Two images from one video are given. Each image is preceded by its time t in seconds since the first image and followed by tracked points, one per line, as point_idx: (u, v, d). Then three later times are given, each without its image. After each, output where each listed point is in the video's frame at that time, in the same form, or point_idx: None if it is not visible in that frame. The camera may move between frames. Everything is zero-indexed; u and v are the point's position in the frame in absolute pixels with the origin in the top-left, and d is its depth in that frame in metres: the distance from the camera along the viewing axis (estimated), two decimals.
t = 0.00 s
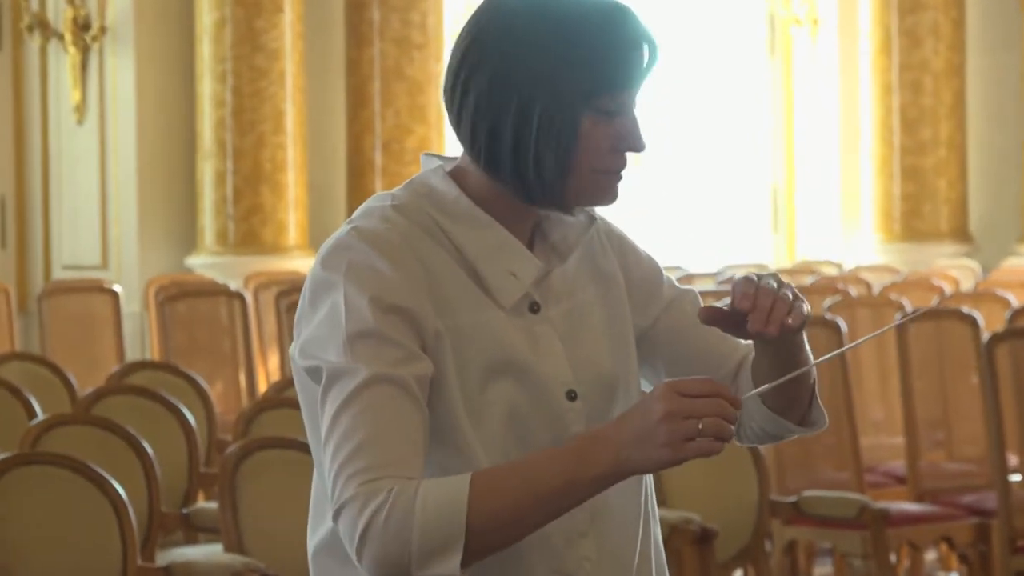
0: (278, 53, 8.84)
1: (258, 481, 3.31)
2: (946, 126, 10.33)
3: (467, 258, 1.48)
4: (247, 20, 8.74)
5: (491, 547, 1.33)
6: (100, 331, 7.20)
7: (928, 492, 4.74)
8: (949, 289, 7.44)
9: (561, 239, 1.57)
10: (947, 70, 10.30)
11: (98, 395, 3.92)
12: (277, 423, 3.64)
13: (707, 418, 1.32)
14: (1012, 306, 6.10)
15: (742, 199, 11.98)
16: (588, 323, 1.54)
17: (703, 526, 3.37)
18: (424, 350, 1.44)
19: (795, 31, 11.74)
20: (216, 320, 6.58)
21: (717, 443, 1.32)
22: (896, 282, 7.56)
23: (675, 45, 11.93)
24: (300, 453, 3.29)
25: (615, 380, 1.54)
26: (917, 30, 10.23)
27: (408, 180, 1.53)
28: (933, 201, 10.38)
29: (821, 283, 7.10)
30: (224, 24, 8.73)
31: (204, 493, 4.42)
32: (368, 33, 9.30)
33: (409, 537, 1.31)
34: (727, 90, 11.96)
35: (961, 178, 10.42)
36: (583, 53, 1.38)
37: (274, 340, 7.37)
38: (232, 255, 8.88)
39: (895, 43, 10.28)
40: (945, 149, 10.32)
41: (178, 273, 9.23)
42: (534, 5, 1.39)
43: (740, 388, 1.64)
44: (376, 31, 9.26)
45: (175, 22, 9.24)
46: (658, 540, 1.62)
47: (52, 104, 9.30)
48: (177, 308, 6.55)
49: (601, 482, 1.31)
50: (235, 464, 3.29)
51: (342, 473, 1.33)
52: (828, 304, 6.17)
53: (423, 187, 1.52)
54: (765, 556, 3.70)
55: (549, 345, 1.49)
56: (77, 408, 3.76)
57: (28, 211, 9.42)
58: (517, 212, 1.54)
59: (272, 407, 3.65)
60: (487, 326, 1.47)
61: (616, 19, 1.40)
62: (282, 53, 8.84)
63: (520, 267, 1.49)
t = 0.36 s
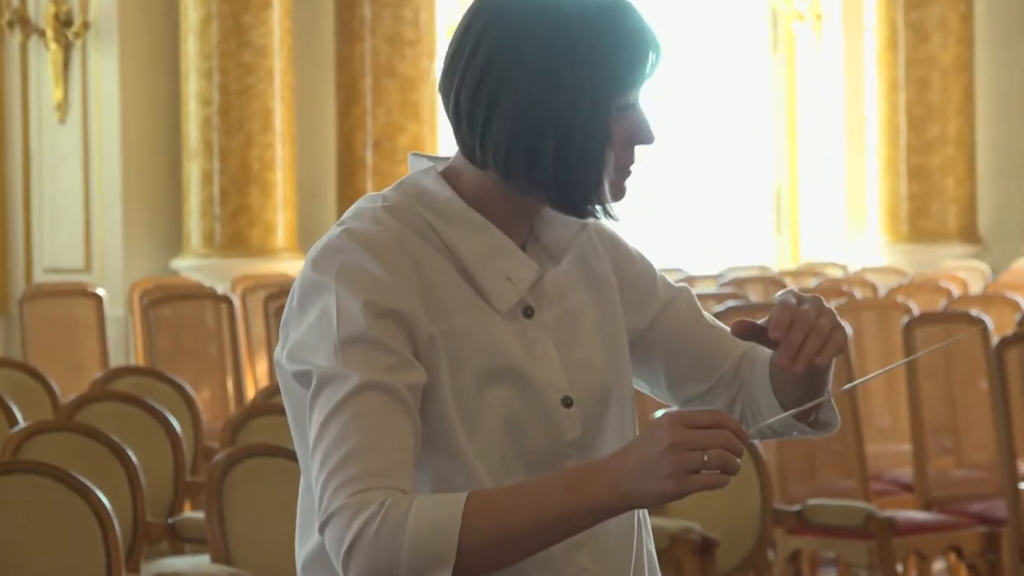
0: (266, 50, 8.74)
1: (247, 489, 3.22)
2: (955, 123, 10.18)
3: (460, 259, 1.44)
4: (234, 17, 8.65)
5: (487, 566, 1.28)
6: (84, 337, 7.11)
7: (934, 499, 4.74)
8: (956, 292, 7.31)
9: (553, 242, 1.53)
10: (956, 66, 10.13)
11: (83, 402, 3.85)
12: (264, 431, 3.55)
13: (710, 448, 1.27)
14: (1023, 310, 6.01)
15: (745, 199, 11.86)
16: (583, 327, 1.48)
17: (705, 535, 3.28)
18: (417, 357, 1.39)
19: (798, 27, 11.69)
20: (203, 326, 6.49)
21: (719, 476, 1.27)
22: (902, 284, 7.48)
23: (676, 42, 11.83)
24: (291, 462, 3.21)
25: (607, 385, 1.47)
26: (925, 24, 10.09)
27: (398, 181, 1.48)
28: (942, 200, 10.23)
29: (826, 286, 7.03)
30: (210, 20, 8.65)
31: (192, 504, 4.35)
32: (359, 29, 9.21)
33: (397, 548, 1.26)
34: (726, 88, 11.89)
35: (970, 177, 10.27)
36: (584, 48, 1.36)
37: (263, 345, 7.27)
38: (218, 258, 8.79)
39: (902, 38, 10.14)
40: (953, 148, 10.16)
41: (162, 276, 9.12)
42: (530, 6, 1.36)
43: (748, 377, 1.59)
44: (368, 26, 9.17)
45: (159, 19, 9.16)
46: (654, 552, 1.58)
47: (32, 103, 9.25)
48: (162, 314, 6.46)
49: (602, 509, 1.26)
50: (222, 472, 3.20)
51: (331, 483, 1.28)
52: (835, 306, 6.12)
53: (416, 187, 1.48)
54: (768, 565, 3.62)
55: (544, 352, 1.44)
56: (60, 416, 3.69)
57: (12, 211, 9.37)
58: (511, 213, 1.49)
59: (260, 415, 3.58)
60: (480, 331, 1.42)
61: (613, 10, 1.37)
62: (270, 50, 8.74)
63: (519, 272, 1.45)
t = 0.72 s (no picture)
0: (256, 43, 8.65)
1: (236, 495, 3.13)
2: (965, 118, 9.98)
3: (459, 252, 1.35)
4: (223, 10, 8.55)
5: (486, 562, 1.19)
6: (70, 339, 7.00)
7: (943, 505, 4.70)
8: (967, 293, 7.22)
9: (552, 238, 1.45)
10: (965, 60, 9.95)
11: (67, 408, 3.76)
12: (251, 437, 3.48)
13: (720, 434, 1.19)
14: None
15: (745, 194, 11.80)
16: (583, 323, 1.40)
17: (709, 545, 3.20)
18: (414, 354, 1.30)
19: (804, 20, 11.64)
20: (189, 328, 6.40)
21: (730, 463, 1.19)
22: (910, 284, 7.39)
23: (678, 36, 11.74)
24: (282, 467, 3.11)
25: (608, 382, 1.40)
26: (933, 17, 9.92)
27: (394, 178, 1.39)
28: (951, 199, 10.04)
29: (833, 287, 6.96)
30: (197, 14, 8.54)
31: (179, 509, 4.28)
32: (351, 22, 9.11)
33: (395, 543, 1.17)
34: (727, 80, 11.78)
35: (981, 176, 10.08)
36: (579, 39, 1.30)
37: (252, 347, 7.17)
38: (208, 258, 8.70)
39: (910, 33, 9.97)
40: (963, 145, 9.98)
41: (149, 276, 9.03)
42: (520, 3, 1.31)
43: (770, 338, 1.57)
44: (360, 19, 9.06)
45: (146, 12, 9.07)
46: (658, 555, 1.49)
47: (15, 99, 9.21)
48: (148, 316, 6.36)
49: (601, 503, 1.18)
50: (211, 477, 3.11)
51: (327, 480, 1.19)
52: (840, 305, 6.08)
53: (412, 182, 1.39)
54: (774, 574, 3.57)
55: (547, 351, 1.36)
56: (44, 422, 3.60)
57: None
58: (510, 207, 1.42)
59: (251, 419, 3.49)
60: (482, 325, 1.33)
61: None
62: (260, 45, 8.65)
63: (523, 266, 1.36)
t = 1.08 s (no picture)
0: (247, 41, 8.58)
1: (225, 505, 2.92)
2: (971, 117, 9.90)
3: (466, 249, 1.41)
4: (212, 8, 8.48)
5: (491, 553, 1.22)
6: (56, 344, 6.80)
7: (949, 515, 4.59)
8: (974, 297, 7.14)
9: (556, 232, 1.51)
10: (972, 58, 9.86)
11: (54, 415, 3.70)
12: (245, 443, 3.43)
13: (724, 409, 1.21)
14: None
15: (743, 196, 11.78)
16: (583, 320, 1.47)
17: (710, 553, 3.13)
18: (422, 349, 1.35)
19: (807, 17, 11.60)
20: (178, 332, 6.33)
21: (736, 435, 1.21)
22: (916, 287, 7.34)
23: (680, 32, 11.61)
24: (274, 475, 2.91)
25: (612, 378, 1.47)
26: (940, 13, 9.79)
27: (397, 174, 1.45)
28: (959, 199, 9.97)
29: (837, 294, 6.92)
30: (186, 11, 8.45)
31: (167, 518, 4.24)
32: (343, 19, 9.02)
33: (398, 536, 1.20)
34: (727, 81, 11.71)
35: (987, 176, 10.01)
36: (572, 32, 1.35)
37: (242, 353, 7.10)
38: (195, 261, 8.60)
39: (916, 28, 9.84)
40: (970, 144, 9.90)
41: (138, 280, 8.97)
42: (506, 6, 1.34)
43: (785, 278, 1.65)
44: (353, 16, 8.98)
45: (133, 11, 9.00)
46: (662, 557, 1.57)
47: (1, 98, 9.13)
48: (136, 320, 6.30)
49: (608, 485, 1.20)
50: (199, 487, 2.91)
51: (334, 473, 1.23)
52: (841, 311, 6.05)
53: (416, 179, 1.45)
54: None
55: (555, 347, 1.42)
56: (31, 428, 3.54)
57: None
58: (515, 205, 1.48)
59: (242, 426, 3.43)
60: (489, 323, 1.39)
61: None
62: (250, 43, 8.58)
63: (528, 261, 1.42)
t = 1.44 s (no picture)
0: (236, 42, 8.52)
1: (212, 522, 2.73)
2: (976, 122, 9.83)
3: (472, 253, 1.34)
4: (201, 9, 8.40)
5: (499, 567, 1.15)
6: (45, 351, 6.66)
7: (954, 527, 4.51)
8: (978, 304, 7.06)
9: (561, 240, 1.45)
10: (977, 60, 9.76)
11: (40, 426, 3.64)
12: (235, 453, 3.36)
13: (731, 414, 1.15)
14: None
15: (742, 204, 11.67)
16: (590, 327, 1.41)
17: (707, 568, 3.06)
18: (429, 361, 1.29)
19: (808, 18, 11.49)
20: (166, 341, 6.26)
21: (746, 442, 1.15)
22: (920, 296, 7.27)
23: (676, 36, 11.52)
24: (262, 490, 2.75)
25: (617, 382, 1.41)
26: (943, 15, 9.71)
27: (404, 177, 1.38)
28: (963, 205, 9.87)
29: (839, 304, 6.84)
30: (175, 12, 8.37)
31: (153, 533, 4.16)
32: (335, 20, 8.95)
33: (403, 559, 1.13)
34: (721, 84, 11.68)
35: (992, 182, 9.92)
36: (579, 35, 1.28)
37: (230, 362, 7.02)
38: (182, 267, 8.54)
39: (918, 30, 9.75)
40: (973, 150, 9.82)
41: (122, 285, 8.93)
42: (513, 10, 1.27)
43: (795, 248, 1.59)
44: (345, 18, 8.91)
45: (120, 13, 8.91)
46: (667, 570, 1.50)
47: None
48: (123, 328, 6.22)
49: (619, 499, 1.14)
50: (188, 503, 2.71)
51: (337, 492, 1.16)
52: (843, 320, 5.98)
53: (422, 182, 1.38)
54: None
55: (563, 356, 1.36)
56: (11, 439, 3.47)
57: None
58: (522, 211, 1.42)
59: (229, 436, 3.36)
60: (496, 332, 1.33)
61: None
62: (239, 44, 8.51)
63: (539, 268, 1.37)
